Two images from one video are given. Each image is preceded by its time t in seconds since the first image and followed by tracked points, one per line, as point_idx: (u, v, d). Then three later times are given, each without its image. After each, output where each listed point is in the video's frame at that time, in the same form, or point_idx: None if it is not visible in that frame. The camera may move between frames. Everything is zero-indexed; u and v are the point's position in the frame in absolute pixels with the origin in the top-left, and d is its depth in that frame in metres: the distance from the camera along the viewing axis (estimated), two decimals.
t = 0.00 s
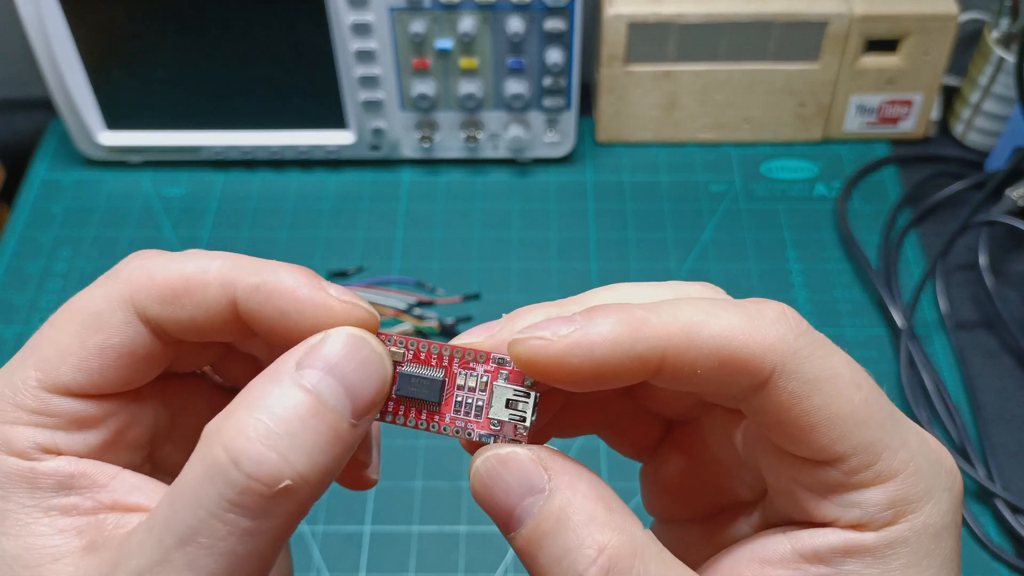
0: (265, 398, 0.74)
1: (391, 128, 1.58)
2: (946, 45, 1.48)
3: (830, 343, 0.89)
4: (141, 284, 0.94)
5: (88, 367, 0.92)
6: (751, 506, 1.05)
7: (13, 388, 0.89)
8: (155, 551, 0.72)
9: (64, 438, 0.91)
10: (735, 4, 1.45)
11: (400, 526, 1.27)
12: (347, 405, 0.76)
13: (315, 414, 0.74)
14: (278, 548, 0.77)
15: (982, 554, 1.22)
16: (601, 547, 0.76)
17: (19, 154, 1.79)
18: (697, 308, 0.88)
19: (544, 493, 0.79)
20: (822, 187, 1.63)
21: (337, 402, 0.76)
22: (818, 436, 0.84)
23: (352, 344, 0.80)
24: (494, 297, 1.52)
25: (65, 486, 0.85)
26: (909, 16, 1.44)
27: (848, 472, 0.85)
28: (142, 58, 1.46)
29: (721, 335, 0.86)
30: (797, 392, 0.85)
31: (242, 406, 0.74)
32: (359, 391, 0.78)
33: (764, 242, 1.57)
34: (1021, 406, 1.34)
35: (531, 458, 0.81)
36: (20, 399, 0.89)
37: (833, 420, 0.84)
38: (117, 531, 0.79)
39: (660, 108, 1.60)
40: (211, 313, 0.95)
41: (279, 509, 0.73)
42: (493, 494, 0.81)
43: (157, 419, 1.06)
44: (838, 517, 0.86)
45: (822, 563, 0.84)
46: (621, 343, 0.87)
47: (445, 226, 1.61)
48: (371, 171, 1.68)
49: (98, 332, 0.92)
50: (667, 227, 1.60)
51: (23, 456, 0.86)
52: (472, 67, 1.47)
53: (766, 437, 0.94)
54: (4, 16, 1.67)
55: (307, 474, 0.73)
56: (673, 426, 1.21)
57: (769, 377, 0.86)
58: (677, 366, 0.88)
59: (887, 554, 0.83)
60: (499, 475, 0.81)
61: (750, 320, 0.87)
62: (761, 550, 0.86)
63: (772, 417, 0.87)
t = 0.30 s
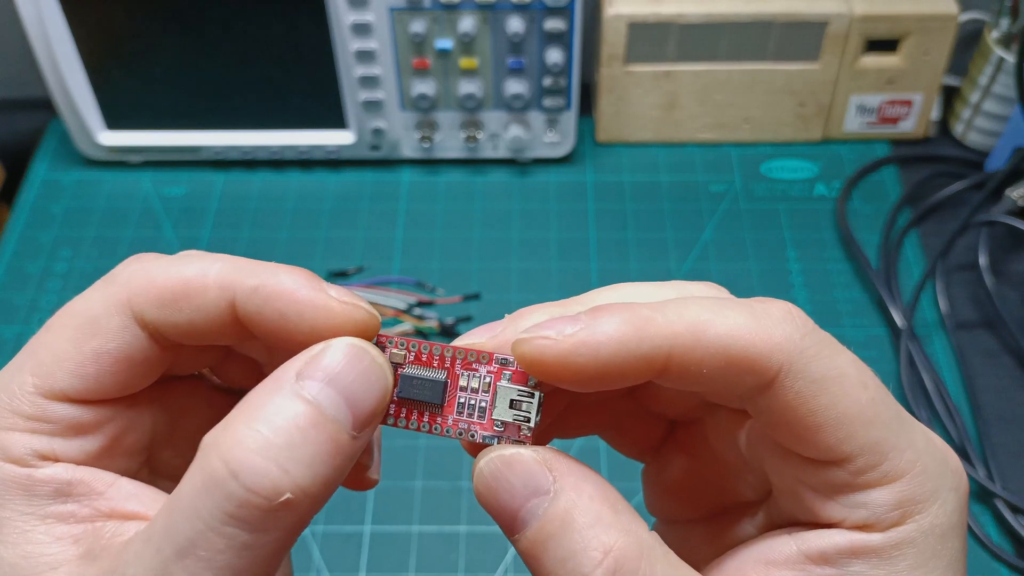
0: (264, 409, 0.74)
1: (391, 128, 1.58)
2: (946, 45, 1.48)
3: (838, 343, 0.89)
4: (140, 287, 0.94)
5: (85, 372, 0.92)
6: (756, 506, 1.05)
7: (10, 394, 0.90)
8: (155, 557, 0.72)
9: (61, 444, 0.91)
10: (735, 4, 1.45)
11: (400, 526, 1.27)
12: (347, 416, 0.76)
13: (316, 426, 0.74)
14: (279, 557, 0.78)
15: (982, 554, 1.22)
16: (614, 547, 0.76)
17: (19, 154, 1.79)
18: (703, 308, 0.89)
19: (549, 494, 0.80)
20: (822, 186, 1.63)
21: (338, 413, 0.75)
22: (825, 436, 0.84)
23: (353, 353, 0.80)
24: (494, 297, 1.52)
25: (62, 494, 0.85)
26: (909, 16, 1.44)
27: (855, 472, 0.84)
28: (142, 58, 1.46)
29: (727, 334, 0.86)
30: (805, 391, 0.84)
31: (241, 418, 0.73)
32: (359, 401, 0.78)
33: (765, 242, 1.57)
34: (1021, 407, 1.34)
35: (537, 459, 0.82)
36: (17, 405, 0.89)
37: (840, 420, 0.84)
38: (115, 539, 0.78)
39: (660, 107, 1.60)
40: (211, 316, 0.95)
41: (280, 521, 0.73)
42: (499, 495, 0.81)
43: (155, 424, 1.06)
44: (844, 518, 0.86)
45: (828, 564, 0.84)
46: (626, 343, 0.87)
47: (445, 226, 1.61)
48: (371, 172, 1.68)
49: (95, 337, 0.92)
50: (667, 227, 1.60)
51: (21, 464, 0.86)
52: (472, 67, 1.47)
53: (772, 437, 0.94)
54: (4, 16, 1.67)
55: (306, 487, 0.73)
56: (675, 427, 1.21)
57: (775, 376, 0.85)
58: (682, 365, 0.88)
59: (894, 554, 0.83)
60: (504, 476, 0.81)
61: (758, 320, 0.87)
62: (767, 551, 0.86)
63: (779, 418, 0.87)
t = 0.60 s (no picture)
0: (265, 411, 0.74)
1: (391, 128, 1.58)
2: (946, 45, 1.48)
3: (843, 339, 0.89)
4: (136, 287, 0.94)
5: (83, 372, 0.92)
6: (758, 505, 1.05)
7: (7, 397, 0.89)
8: (152, 561, 0.71)
9: (60, 446, 0.91)
10: (735, 4, 1.45)
11: (400, 526, 1.27)
12: (346, 417, 0.76)
13: (316, 427, 0.74)
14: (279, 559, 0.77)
15: (982, 553, 1.22)
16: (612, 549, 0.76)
17: (19, 154, 1.79)
18: (708, 304, 0.89)
19: (553, 493, 0.79)
20: (822, 186, 1.63)
21: (338, 414, 0.76)
22: (831, 432, 0.84)
23: (353, 354, 0.80)
24: (494, 296, 1.52)
25: (61, 497, 0.85)
26: (909, 16, 1.44)
27: (861, 469, 0.84)
28: (142, 58, 1.46)
29: (733, 330, 0.87)
30: (811, 386, 0.85)
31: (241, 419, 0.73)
32: (359, 402, 0.78)
33: (765, 242, 1.57)
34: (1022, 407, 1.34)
35: (541, 456, 0.81)
36: (15, 408, 0.89)
37: (845, 417, 0.84)
38: (113, 543, 0.78)
39: (660, 108, 1.60)
40: (208, 315, 0.94)
41: (279, 524, 0.73)
42: (503, 493, 0.81)
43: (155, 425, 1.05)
44: (850, 515, 0.86)
45: (834, 563, 0.83)
46: (632, 338, 0.87)
47: (445, 226, 1.61)
48: (371, 172, 1.68)
49: (92, 338, 0.92)
50: (667, 227, 1.60)
51: (20, 466, 0.86)
52: (472, 67, 1.47)
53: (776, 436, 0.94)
54: (4, 16, 1.67)
55: (306, 489, 0.73)
56: (677, 427, 1.21)
57: (781, 372, 0.86)
58: (688, 361, 0.88)
59: (901, 553, 0.83)
60: (508, 474, 0.81)
61: (764, 316, 0.88)
62: (772, 550, 0.86)
63: (784, 414, 0.87)
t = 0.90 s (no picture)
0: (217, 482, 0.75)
1: (391, 128, 1.58)
2: (946, 45, 1.48)
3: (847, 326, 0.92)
4: (121, 313, 0.92)
5: (76, 400, 0.92)
6: (760, 499, 1.06)
7: (5, 425, 0.91)
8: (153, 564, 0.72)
9: (55, 475, 0.92)
10: (735, 4, 1.45)
11: (400, 526, 1.27)
12: (299, 490, 0.77)
13: (266, 502, 0.75)
14: None
15: (982, 554, 1.22)
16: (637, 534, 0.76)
17: (19, 154, 1.79)
18: (715, 286, 0.93)
19: (572, 476, 0.79)
20: (822, 186, 1.63)
21: (290, 489, 0.77)
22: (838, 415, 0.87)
23: (318, 416, 0.80)
24: (494, 297, 1.52)
25: (47, 531, 0.87)
26: (909, 16, 1.44)
27: (865, 454, 0.87)
28: (142, 58, 1.46)
29: (740, 312, 0.90)
30: (815, 368, 0.88)
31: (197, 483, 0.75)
32: (316, 474, 0.79)
33: (765, 242, 1.57)
34: (1022, 407, 1.34)
35: (557, 440, 0.81)
36: (12, 436, 0.91)
37: (847, 399, 0.87)
38: None
39: (660, 107, 1.60)
40: (198, 333, 0.92)
41: None
42: (520, 476, 0.80)
43: (155, 435, 1.05)
44: (855, 502, 0.89)
45: (841, 551, 0.86)
46: (640, 318, 0.91)
47: (445, 226, 1.61)
48: (371, 171, 1.68)
49: (83, 366, 0.91)
50: (667, 227, 1.60)
51: (14, 497, 0.88)
52: (472, 67, 1.47)
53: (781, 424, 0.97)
54: (4, 16, 1.67)
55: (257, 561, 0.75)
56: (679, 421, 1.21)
57: (787, 354, 0.89)
58: (695, 341, 0.92)
59: (906, 540, 0.85)
60: (526, 456, 0.80)
61: (771, 299, 0.91)
62: (778, 539, 0.89)
63: (789, 397, 0.90)
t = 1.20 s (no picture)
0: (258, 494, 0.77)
1: (391, 128, 1.58)
2: (946, 45, 1.48)
3: (841, 322, 0.93)
4: (101, 329, 0.92)
5: (62, 417, 0.92)
6: (754, 497, 1.08)
7: None
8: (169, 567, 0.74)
9: (50, 490, 0.91)
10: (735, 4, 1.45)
11: (400, 526, 1.27)
12: (342, 502, 0.78)
13: (312, 516, 0.76)
14: None
15: (983, 554, 1.22)
16: (651, 528, 0.77)
17: (19, 154, 1.79)
18: (709, 283, 0.95)
19: (585, 466, 0.78)
20: (822, 186, 1.63)
21: (336, 502, 0.77)
22: (834, 407, 0.88)
23: (357, 431, 0.79)
24: (495, 297, 1.52)
25: (55, 541, 0.88)
26: (909, 16, 1.44)
27: (859, 446, 0.88)
28: (142, 58, 1.46)
29: (733, 306, 0.92)
30: (807, 359, 0.89)
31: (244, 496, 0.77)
32: (362, 486, 0.79)
33: (765, 242, 1.57)
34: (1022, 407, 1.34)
35: (567, 429, 0.80)
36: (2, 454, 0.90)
37: (841, 391, 0.88)
38: None
39: (660, 108, 1.60)
40: (177, 349, 0.93)
41: None
42: (528, 466, 0.79)
43: (150, 447, 1.06)
44: (849, 496, 0.89)
45: (836, 545, 0.86)
46: (634, 316, 0.93)
47: (445, 226, 1.61)
48: (371, 171, 1.68)
49: (66, 383, 0.91)
50: (667, 227, 1.60)
51: (10, 512, 0.88)
52: (472, 67, 1.47)
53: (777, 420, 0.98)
54: (4, 16, 1.67)
55: None
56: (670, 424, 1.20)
57: (780, 347, 0.90)
58: (691, 338, 0.93)
59: (901, 533, 0.86)
60: (533, 445, 0.79)
61: (762, 293, 0.93)
62: (774, 533, 0.90)
63: (782, 390, 0.91)
